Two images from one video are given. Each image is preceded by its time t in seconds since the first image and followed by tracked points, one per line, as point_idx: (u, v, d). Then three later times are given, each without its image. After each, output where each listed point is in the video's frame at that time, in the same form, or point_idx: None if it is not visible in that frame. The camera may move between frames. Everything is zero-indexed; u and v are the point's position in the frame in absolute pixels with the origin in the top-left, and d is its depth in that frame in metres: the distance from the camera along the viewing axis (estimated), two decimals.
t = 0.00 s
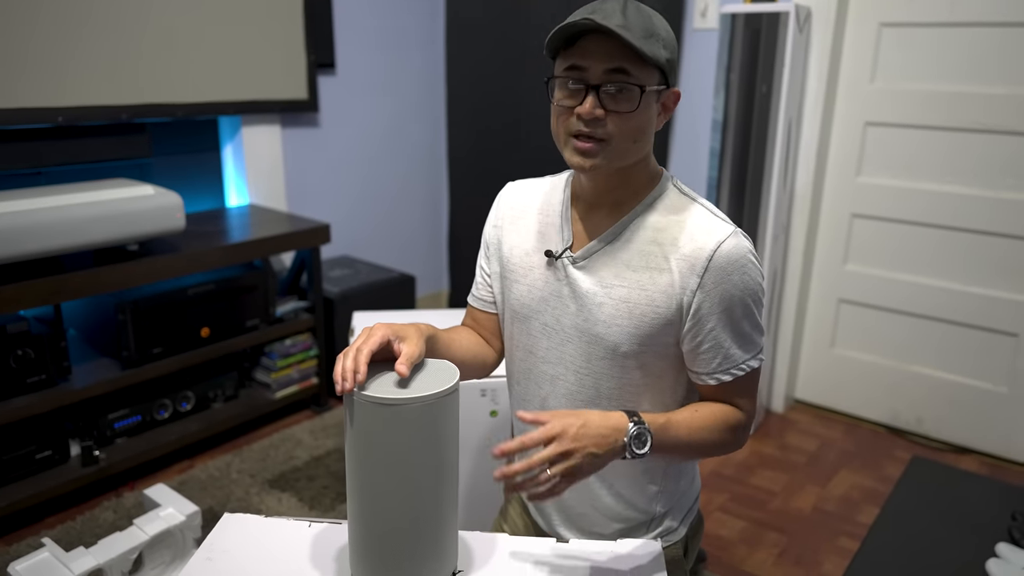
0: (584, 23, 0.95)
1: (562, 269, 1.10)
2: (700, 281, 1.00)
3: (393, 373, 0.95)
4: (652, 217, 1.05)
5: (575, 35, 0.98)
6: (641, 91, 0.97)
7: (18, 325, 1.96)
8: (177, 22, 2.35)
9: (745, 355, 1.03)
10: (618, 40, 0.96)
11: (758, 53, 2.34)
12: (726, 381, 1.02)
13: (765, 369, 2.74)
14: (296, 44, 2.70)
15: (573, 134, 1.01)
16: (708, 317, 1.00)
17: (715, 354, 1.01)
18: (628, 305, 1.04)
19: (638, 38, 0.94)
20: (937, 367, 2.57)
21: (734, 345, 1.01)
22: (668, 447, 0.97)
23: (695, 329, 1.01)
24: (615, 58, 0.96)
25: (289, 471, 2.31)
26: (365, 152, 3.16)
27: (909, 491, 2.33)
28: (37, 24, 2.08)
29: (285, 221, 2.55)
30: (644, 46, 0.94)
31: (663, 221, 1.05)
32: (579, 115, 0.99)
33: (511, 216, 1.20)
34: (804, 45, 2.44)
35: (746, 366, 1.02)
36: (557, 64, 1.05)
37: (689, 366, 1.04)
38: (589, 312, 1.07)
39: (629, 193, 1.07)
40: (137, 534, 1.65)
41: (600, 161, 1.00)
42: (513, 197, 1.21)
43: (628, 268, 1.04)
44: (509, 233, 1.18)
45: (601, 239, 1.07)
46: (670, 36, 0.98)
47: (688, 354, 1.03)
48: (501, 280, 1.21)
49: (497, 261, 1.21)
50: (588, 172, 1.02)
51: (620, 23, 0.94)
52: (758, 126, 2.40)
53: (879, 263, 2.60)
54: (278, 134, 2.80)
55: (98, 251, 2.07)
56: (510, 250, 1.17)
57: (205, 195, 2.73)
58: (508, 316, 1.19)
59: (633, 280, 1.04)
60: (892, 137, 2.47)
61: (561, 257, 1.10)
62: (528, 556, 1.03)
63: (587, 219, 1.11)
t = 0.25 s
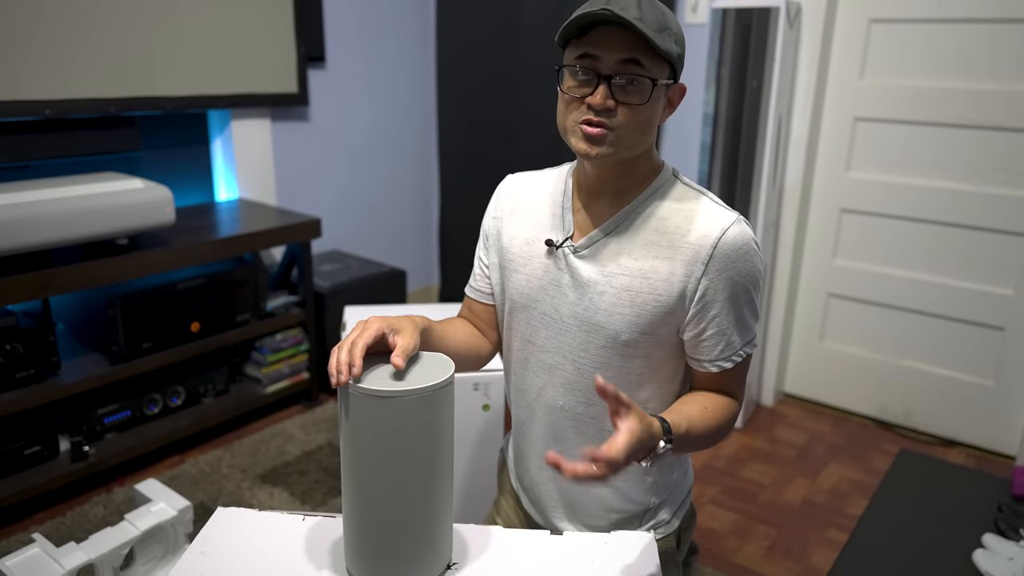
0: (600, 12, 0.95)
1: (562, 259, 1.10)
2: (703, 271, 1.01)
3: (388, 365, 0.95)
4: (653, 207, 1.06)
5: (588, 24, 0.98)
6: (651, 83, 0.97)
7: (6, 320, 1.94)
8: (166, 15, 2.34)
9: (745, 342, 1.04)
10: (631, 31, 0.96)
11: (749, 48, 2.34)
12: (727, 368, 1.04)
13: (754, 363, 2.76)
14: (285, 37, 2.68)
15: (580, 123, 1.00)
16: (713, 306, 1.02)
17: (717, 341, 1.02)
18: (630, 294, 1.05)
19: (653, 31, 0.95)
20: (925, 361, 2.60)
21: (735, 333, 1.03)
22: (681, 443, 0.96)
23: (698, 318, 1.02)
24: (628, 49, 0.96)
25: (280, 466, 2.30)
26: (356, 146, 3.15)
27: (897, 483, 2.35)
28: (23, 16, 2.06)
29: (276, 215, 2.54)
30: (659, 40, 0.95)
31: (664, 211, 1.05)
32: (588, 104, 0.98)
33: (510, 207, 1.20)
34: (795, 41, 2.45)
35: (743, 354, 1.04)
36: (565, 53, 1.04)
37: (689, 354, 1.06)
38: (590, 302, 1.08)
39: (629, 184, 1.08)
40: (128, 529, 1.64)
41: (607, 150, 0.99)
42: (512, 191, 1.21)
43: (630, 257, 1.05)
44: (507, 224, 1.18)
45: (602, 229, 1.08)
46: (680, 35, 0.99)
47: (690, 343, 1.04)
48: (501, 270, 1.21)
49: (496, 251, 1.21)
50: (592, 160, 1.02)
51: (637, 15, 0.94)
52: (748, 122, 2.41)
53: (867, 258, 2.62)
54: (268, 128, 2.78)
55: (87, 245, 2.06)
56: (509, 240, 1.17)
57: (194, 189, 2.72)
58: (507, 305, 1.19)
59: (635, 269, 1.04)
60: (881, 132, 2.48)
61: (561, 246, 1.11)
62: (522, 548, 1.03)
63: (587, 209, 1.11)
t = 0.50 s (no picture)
0: (590, 12, 0.93)
1: (554, 254, 1.10)
2: (696, 266, 1.01)
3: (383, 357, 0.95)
4: (644, 201, 1.06)
5: (577, 23, 0.96)
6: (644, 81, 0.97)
7: None
8: (157, 5, 2.32)
9: (743, 326, 1.06)
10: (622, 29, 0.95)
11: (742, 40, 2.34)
12: (725, 352, 1.06)
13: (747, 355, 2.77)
14: (278, 28, 2.67)
15: (575, 124, 1.00)
16: (708, 299, 1.02)
17: (715, 332, 1.04)
18: (623, 290, 1.05)
19: (644, 28, 0.93)
20: (916, 353, 2.61)
21: (732, 320, 1.04)
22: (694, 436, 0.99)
23: (693, 311, 1.03)
24: (620, 48, 0.95)
25: (273, 458, 2.30)
26: (349, 138, 3.14)
27: (887, 475, 2.37)
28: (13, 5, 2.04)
29: (269, 207, 2.54)
30: (650, 36, 0.94)
31: (656, 205, 1.05)
32: (582, 105, 0.98)
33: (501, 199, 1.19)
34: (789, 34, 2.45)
35: (742, 337, 1.06)
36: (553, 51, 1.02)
37: (688, 345, 1.07)
38: (582, 297, 1.08)
39: (621, 176, 1.08)
40: (121, 521, 1.64)
41: (604, 150, 1.00)
42: (505, 181, 1.20)
43: (622, 252, 1.05)
44: (500, 216, 1.18)
45: (593, 224, 1.07)
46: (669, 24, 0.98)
47: (686, 334, 1.05)
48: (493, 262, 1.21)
49: (488, 244, 1.21)
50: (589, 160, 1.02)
51: (628, 13, 0.92)
52: (741, 114, 2.41)
53: (859, 251, 2.63)
54: (261, 120, 2.77)
55: (79, 236, 2.05)
56: (501, 232, 1.17)
57: (186, 181, 2.71)
58: (499, 299, 1.19)
59: (627, 265, 1.05)
60: (873, 126, 2.49)
61: (552, 241, 1.10)
62: (516, 538, 1.03)
63: (579, 202, 1.11)
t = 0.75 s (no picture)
0: (564, 16, 0.92)
1: (544, 255, 1.10)
2: (684, 271, 1.00)
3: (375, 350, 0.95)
4: (635, 203, 1.04)
5: (553, 27, 0.95)
6: (625, 81, 0.96)
7: None
8: None
9: (735, 328, 1.04)
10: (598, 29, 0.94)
11: (738, 34, 2.33)
12: (717, 354, 1.04)
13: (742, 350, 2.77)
14: (273, 20, 2.66)
15: (559, 129, 0.99)
16: (697, 303, 1.01)
17: (705, 335, 1.02)
18: (612, 292, 1.05)
19: (621, 26, 0.92)
20: (911, 348, 2.62)
21: (723, 323, 1.02)
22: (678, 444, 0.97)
23: (682, 315, 1.02)
24: (598, 49, 0.94)
25: (268, 452, 2.30)
26: (344, 131, 3.13)
27: (881, 470, 2.38)
28: None
29: (264, 200, 2.53)
30: (627, 35, 0.92)
31: (646, 207, 1.04)
32: (564, 110, 0.97)
33: (492, 195, 1.19)
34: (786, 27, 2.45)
35: (734, 339, 1.04)
36: (532, 54, 1.01)
37: (679, 349, 1.05)
38: (573, 298, 1.08)
39: (610, 176, 1.07)
40: (115, 513, 1.64)
41: (589, 153, 0.99)
42: (495, 172, 1.21)
43: (612, 255, 1.05)
44: (491, 213, 1.18)
45: (583, 226, 1.07)
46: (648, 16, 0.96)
47: (676, 337, 1.04)
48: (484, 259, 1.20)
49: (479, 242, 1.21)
50: (575, 163, 1.02)
51: (602, 13, 0.91)
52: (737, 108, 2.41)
53: (854, 245, 2.63)
54: (256, 113, 2.76)
55: (73, 229, 2.04)
56: (493, 230, 1.17)
57: (181, 174, 2.70)
58: (490, 297, 1.19)
59: (616, 267, 1.04)
60: (868, 120, 2.49)
61: (542, 241, 1.10)
62: (510, 532, 1.03)
63: (570, 202, 1.10)
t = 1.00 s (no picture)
0: (543, 21, 0.92)
1: (538, 257, 1.10)
2: (677, 275, 1.00)
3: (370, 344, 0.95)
4: (628, 206, 1.04)
5: (535, 31, 0.95)
6: (608, 83, 0.96)
7: None
8: None
9: (728, 332, 1.04)
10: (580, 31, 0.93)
11: (739, 32, 2.33)
12: (711, 358, 1.04)
13: (740, 348, 2.77)
14: (273, 16, 2.65)
15: (545, 132, 0.99)
16: (690, 308, 1.01)
17: (698, 339, 1.02)
18: (605, 295, 1.05)
19: (602, 27, 0.92)
20: (909, 347, 2.62)
21: (716, 326, 1.02)
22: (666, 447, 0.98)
23: (675, 319, 1.02)
24: (580, 52, 0.94)
25: (266, 448, 2.30)
26: (343, 128, 3.12)
27: (880, 468, 2.38)
28: None
29: (263, 196, 2.53)
30: (610, 36, 0.92)
31: (639, 209, 1.04)
32: (549, 114, 0.97)
33: (487, 196, 1.19)
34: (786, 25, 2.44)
35: (729, 342, 1.04)
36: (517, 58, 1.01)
37: (674, 352, 1.05)
38: (566, 301, 1.08)
39: (602, 179, 1.07)
40: (113, 509, 1.65)
41: (578, 157, 0.99)
42: (487, 170, 1.22)
43: (604, 258, 1.05)
44: (485, 213, 1.18)
45: (576, 229, 1.06)
46: (633, 14, 0.95)
47: (669, 341, 1.04)
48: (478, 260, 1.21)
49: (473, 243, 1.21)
50: (565, 167, 1.01)
51: (581, 17, 0.91)
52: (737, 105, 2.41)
53: (854, 244, 2.63)
54: (255, 109, 2.76)
55: (72, 224, 2.04)
56: (486, 231, 1.17)
57: (181, 170, 2.70)
58: (485, 298, 1.20)
59: (609, 270, 1.04)
60: (868, 118, 2.49)
61: (535, 244, 1.10)
62: (506, 529, 1.04)
63: (563, 204, 1.10)
